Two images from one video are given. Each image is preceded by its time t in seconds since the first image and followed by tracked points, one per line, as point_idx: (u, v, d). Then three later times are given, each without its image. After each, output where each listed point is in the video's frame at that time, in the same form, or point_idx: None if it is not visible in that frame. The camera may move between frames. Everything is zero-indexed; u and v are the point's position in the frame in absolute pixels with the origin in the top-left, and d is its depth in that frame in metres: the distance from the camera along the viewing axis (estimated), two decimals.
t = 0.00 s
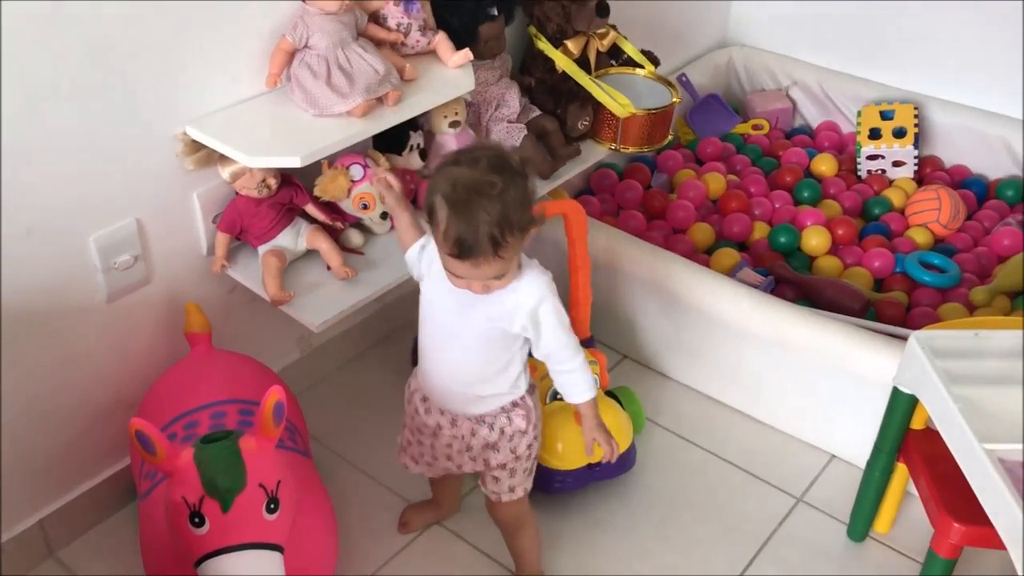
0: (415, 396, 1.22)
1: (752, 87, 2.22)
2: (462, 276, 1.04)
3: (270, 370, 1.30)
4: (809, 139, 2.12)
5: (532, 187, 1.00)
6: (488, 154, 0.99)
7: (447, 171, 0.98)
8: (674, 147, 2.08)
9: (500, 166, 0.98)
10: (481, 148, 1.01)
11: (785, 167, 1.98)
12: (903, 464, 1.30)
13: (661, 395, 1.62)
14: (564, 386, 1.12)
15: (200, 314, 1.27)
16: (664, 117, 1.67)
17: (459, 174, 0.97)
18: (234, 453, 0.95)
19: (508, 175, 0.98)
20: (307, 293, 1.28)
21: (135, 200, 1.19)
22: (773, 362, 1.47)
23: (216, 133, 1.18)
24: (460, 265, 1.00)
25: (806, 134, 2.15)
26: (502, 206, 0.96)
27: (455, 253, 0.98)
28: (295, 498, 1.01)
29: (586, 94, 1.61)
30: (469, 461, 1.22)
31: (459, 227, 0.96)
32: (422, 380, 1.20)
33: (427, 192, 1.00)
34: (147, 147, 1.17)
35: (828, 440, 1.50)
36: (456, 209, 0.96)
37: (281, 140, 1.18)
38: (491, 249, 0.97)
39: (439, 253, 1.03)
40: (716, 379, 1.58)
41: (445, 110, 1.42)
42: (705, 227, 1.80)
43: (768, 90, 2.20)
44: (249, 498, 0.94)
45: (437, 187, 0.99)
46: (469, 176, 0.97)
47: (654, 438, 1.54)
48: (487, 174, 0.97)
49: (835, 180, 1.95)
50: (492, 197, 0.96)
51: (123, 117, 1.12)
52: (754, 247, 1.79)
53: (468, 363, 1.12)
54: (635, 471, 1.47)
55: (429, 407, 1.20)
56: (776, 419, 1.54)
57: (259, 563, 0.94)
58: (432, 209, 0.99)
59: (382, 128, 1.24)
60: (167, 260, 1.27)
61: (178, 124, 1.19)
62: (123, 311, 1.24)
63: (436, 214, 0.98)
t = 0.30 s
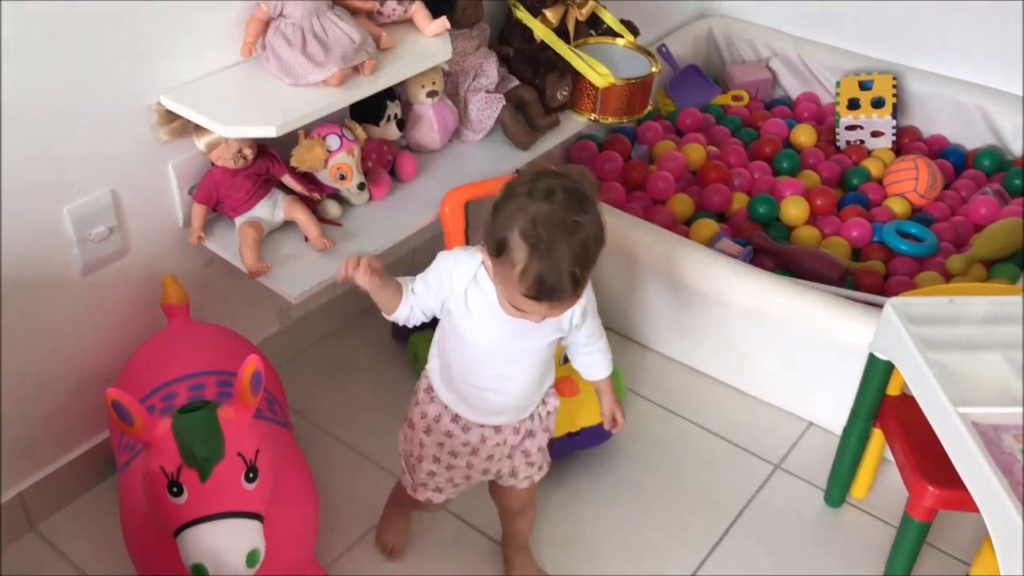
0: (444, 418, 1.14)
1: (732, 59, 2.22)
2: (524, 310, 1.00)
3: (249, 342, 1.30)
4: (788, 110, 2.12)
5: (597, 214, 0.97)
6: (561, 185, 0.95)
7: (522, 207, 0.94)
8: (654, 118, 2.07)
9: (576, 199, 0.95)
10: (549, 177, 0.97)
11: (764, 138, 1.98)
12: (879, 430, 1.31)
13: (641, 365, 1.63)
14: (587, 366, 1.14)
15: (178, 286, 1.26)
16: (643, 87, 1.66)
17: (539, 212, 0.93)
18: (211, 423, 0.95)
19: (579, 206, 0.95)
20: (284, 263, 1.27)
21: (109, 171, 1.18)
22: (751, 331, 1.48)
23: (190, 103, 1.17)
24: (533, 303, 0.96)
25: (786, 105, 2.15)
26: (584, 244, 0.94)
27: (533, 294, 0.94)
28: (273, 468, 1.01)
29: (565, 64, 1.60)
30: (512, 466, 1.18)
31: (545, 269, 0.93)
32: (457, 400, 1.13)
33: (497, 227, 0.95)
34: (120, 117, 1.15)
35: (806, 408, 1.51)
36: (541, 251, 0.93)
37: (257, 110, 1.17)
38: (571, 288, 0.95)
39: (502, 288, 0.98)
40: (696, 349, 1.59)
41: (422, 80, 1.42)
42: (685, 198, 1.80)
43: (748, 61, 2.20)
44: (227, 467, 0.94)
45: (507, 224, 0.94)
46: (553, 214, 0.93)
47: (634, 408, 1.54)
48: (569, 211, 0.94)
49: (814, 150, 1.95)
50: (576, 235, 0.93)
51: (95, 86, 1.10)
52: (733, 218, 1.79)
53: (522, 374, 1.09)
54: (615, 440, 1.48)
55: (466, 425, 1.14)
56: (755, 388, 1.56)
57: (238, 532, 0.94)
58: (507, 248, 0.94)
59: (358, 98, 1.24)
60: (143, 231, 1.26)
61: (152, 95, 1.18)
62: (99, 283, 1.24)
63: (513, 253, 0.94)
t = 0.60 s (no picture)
0: (411, 441, 1.08)
1: (716, 8, 2.20)
2: (498, 324, 0.92)
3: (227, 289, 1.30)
4: (772, 59, 2.11)
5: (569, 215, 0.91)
6: (531, 185, 0.89)
7: (491, 212, 0.87)
8: (637, 67, 2.06)
9: (549, 199, 0.89)
10: (516, 179, 0.90)
11: (747, 87, 1.97)
12: (856, 374, 1.33)
13: (622, 313, 1.64)
14: (536, 384, 1.10)
15: (155, 233, 1.26)
16: (624, 33, 1.66)
17: (513, 214, 0.86)
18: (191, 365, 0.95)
19: (552, 208, 0.88)
20: (264, 210, 1.27)
21: (85, 116, 1.16)
22: (731, 277, 1.49)
23: (164, 47, 1.15)
24: (507, 316, 0.89)
25: (769, 54, 2.14)
26: (561, 247, 0.88)
27: (509, 305, 0.87)
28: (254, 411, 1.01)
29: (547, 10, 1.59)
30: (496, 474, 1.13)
31: (521, 277, 0.85)
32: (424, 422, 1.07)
33: (466, 236, 0.88)
34: (94, 61, 1.13)
35: (785, 354, 1.52)
36: (516, 256, 0.85)
37: (234, 53, 1.16)
38: (549, 296, 0.88)
39: (472, 303, 0.91)
40: (676, 296, 1.60)
41: (401, 24, 1.41)
42: (667, 146, 1.79)
43: (732, 10, 2.18)
44: (208, 409, 0.94)
45: (480, 230, 0.87)
46: (526, 214, 0.86)
47: (616, 356, 1.55)
48: (543, 210, 0.88)
49: (797, 100, 1.94)
50: (553, 237, 0.87)
51: (68, 29, 1.08)
52: (715, 167, 1.79)
53: (491, 390, 1.04)
54: (596, 387, 1.49)
55: (436, 445, 1.09)
56: (734, 335, 1.57)
57: (219, 474, 0.95)
58: (479, 257, 0.87)
59: (335, 41, 1.22)
60: (120, 177, 1.25)
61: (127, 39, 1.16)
62: (77, 229, 1.23)
63: (485, 261, 0.87)
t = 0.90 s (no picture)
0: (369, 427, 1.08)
1: None
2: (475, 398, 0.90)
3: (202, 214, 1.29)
4: None
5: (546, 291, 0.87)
6: (504, 264, 0.84)
7: (463, 294, 0.83)
8: None
9: (523, 278, 0.85)
10: (488, 256, 0.86)
11: (727, 15, 1.96)
12: (830, 295, 1.34)
13: (600, 241, 1.64)
14: (500, 463, 1.04)
15: (128, 157, 1.24)
16: None
17: (484, 298, 0.82)
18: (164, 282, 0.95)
19: (527, 288, 0.84)
20: (238, 134, 1.26)
21: (51, 36, 1.14)
22: (708, 203, 1.49)
23: None
24: (484, 394, 0.87)
25: None
26: (535, 327, 0.84)
27: (483, 387, 0.85)
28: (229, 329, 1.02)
29: None
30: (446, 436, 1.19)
31: (496, 363, 0.83)
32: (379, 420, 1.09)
33: (439, 317, 0.85)
34: None
35: (760, 280, 1.53)
36: (490, 341, 0.82)
37: None
38: (525, 376, 0.85)
39: (447, 379, 0.88)
40: (652, 224, 1.60)
41: None
42: (646, 75, 1.78)
43: None
44: (181, 325, 0.95)
45: (452, 316, 0.84)
46: (499, 298, 0.83)
47: (593, 282, 1.56)
48: (516, 292, 0.83)
49: (777, 28, 1.93)
50: (527, 319, 0.83)
51: None
52: (694, 95, 1.78)
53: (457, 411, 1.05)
54: (573, 314, 1.50)
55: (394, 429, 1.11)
56: (711, 261, 1.57)
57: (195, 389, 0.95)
58: (452, 339, 0.84)
59: None
60: (90, 100, 1.23)
61: None
62: (47, 152, 1.21)
63: (459, 344, 0.84)
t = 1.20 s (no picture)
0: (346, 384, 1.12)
1: None
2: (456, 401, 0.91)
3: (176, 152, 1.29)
4: None
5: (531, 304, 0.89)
6: (494, 276, 0.86)
7: (456, 304, 0.84)
8: None
9: (512, 293, 0.86)
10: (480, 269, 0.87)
11: None
12: (801, 227, 1.36)
13: (576, 180, 1.65)
14: (489, 455, 1.02)
15: (100, 95, 1.23)
16: None
17: (476, 309, 0.84)
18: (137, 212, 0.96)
19: (516, 299, 0.86)
20: (208, 70, 1.26)
21: None
22: (682, 139, 1.50)
23: None
24: (469, 397, 0.88)
25: None
26: (521, 339, 0.86)
27: (471, 390, 0.86)
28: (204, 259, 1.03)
29: None
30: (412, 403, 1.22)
31: (487, 367, 0.84)
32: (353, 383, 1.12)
33: (431, 324, 0.86)
34: None
35: (734, 215, 1.55)
36: (481, 349, 0.84)
37: None
38: (510, 382, 0.87)
39: (435, 382, 0.89)
40: (628, 161, 1.61)
41: None
42: (621, 14, 1.78)
43: None
44: (156, 254, 0.96)
45: (445, 323, 0.85)
46: (490, 310, 0.84)
47: (569, 220, 1.57)
48: (506, 307, 0.85)
49: None
50: (516, 331, 0.85)
51: None
52: (669, 34, 1.78)
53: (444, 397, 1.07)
54: (549, 251, 1.52)
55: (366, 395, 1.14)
56: (685, 198, 1.59)
57: (171, 317, 0.97)
58: (443, 345, 0.85)
59: None
60: (60, 38, 1.23)
61: None
62: (18, 91, 1.21)
63: (452, 350, 0.85)
